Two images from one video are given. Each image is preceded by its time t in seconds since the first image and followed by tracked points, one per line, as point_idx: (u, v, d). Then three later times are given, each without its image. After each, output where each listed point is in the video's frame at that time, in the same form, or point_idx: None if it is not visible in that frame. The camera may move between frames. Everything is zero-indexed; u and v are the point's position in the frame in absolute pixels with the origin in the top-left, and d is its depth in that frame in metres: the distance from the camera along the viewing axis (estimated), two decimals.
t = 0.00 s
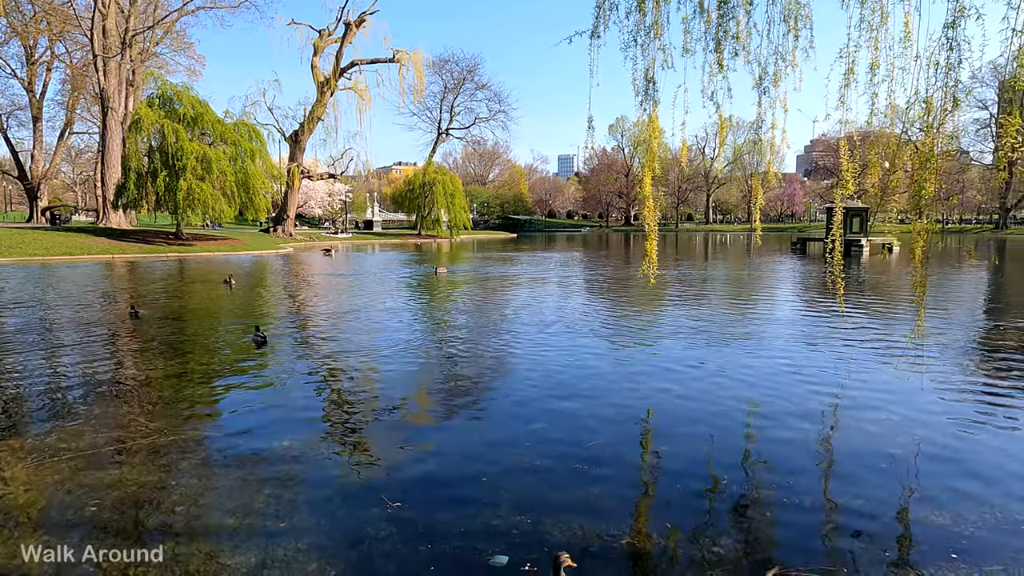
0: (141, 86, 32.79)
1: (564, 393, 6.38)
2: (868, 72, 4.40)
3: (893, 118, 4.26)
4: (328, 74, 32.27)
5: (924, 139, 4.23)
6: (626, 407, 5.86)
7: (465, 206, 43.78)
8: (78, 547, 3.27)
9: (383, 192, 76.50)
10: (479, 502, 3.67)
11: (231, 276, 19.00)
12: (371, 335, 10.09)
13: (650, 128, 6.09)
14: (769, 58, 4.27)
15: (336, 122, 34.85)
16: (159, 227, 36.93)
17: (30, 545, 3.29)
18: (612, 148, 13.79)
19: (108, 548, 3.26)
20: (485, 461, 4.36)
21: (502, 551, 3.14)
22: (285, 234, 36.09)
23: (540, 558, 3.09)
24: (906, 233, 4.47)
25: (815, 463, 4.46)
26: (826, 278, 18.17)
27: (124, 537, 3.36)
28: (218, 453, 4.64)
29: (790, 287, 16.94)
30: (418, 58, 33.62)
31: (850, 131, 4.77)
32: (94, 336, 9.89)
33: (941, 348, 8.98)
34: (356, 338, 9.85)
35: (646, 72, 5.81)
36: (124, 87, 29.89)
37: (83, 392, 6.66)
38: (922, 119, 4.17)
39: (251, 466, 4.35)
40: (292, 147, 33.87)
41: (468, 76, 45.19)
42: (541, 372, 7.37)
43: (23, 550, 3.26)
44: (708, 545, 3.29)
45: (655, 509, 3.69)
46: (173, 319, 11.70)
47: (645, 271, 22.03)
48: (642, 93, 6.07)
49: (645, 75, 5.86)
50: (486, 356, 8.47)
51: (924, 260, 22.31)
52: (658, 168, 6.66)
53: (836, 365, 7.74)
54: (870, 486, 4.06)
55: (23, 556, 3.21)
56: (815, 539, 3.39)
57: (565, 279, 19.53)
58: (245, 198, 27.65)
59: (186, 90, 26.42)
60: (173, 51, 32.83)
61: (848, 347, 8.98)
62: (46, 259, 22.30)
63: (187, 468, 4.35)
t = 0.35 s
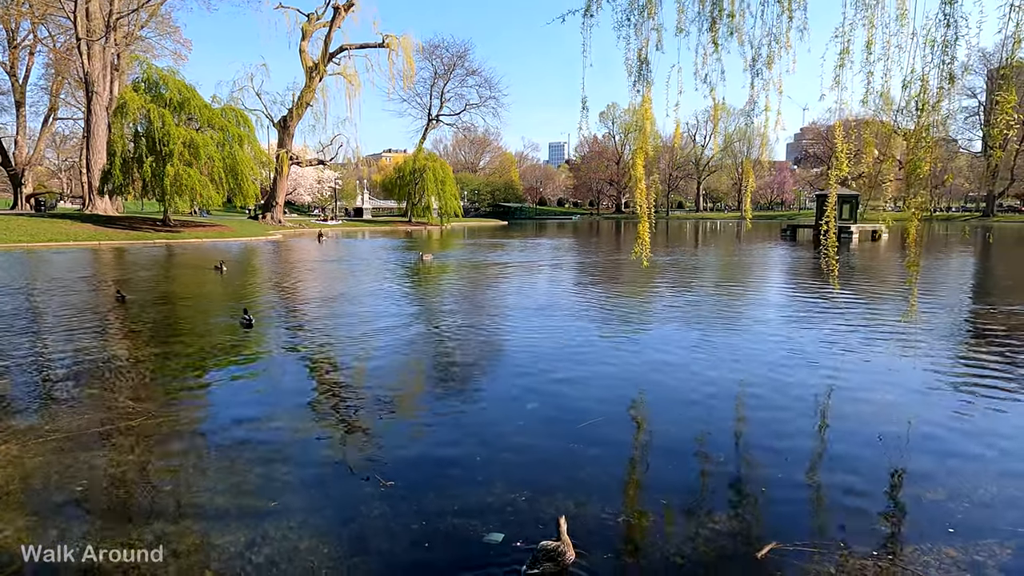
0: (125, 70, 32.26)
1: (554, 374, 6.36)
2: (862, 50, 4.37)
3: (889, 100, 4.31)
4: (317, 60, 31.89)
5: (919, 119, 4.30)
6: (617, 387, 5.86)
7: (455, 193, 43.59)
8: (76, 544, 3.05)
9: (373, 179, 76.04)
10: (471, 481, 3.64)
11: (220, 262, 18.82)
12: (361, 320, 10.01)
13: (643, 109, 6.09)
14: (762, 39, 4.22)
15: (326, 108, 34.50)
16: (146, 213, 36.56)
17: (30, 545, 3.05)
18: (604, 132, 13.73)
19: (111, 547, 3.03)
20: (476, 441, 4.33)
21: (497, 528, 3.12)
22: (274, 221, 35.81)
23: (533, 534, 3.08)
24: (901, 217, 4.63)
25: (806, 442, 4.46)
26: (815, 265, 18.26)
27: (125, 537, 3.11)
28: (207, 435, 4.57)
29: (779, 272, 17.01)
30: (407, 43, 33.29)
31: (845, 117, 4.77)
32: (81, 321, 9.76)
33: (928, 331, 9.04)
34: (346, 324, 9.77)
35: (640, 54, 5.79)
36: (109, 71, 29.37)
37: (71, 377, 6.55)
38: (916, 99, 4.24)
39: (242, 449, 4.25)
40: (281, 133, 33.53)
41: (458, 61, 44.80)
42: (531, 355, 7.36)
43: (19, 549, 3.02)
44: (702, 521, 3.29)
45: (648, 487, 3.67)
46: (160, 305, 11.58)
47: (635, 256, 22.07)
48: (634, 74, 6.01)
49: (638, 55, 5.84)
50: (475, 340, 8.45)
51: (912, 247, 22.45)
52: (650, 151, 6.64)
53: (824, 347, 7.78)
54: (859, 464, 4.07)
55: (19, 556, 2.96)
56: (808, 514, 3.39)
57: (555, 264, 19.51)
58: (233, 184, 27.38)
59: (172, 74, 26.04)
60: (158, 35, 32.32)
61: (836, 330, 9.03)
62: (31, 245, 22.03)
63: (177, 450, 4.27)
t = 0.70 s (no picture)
0: (119, 55, 31.92)
1: (552, 357, 6.35)
2: (863, 31, 4.36)
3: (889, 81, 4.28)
4: (313, 44, 31.60)
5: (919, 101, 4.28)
6: (614, 370, 5.85)
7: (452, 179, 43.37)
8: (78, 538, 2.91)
9: (370, 166, 75.68)
10: (469, 461, 3.64)
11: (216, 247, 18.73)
12: (358, 306, 9.98)
13: (641, 92, 6.11)
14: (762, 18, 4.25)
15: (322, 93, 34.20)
16: (142, 199, 36.35)
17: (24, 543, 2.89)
18: (602, 117, 13.65)
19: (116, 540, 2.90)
20: (474, 422, 4.33)
21: (495, 507, 3.12)
22: (270, 207, 35.64)
23: (532, 512, 3.09)
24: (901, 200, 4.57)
25: (802, 423, 4.47)
26: (812, 251, 18.23)
27: (128, 528, 2.99)
28: (204, 417, 4.53)
29: (775, 258, 17.00)
30: (404, 28, 33.01)
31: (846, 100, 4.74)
32: (77, 307, 9.70)
33: (924, 315, 9.06)
34: (343, 309, 9.74)
35: (640, 36, 5.81)
36: (102, 55, 29.02)
37: (67, 361, 6.50)
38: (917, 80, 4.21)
39: (240, 433, 4.17)
40: (277, 119, 33.28)
41: (455, 47, 44.40)
42: (528, 339, 7.35)
43: (17, 547, 2.86)
44: (699, 500, 3.30)
45: (644, 467, 3.68)
46: (156, 290, 11.52)
47: (632, 242, 22.04)
48: (633, 56, 5.97)
49: (638, 36, 5.84)
50: (472, 324, 8.44)
51: (910, 233, 22.41)
52: (650, 134, 6.63)
53: (820, 331, 7.78)
54: (855, 445, 4.09)
55: (17, 555, 2.80)
56: (802, 492, 3.42)
57: (551, 250, 19.47)
58: (229, 170, 27.22)
59: (166, 58, 25.78)
60: (152, 19, 31.97)
61: (832, 315, 9.04)
62: (26, 230, 21.91)
63: (175, 433, 4.22)
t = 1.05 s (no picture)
0: (129, 45, 31.95)
1: (561, 346, 6.36)
2: (878, 17, 4.33)
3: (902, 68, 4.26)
4: (321, 34, 31.54)
5: (933, 89, 4.25)
6: (623, 359, 5.85)
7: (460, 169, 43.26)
8: (88, 531, 2.87)
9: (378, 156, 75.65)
10: (479, 448, 3.66)
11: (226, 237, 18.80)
12: (367, 295, 10.00)
13: (652, 81, 6.10)
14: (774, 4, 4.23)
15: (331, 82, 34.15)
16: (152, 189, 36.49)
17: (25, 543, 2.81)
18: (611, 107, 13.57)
19: (127, 532, 2.85)
20: (484, 409, 4.35)
21: (505, 493, 3.14)
22: (279, 197, 35.72)
23: (541, 498, 3.10)
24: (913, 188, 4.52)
25: (812, 412, 4.47)
26: (823, 242, 18.10)
27: (140, 519, 2.95)
28: (215, 405, 4.55)
29: (785, 249, 16.89)
30: (412, 17, 32.86)
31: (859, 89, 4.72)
32: (88, 295, 9.78)
33: (935, 306, 8.99)
34: (351, 298, 9.77)
35: (651, 24, 5.79)
36: (112, 45, 29.04)
37: (79, 349, 6.55)
38: (931, 67, 4.19)
39: (249, 422, 4.17)
40: (285, 109, 33.30)
41: (463, 36, 44.17)
42: (537, 328, 7.36)
43: (19, 547, 2.77)
44: (709, 486, 3.31)
45: (652, 454, 3.69)
46: (166, 279, 11.60)
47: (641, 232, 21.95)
48: (644, 44, 5.93)
49: (649, 24, 5.81)
50: (480, 314, 8.45)
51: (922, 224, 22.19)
52: (660, 123, 6.61)
53: (830, 322, 7.74)
54: (865, 434, 4.08)
55: (19, 555, 2.72)
56: (813, 479, 3.41)
57: (559, 240, 19.44)
58: (239, 160, 27.27)
59: (175, 48, 25.79)
60: (162, 9, 32.00)
61: (843, 305, 8.99)
62: (38, 220, 22.07)
63: (185, 421, 4.22)
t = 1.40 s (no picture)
0: (156, 45, 32.43)
1: (581, 344, 6.34)
2: (913, 11, 4.23)
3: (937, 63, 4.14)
4: (344, 33, 31.75)
5: (968, 85, 4.13)
6: (648, 357, 5.82)
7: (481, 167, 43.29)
8: (100, 527, 2.89)
9: (399, 154, 76.01)
10: (504, 444, 3.65)
11: (250, 234, 19.04)
12: (387, 293, 10.06)
13: (677, 77, 6.03)
14: None
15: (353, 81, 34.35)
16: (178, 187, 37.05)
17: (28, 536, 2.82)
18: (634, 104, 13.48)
19: (141, 527, 2.88)
20: (509, 406, 4.35)
21: (533, 489, 3.13)
22: (302, 195, 36.05)
23: (568, 494, 3.10)
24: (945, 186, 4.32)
25: (842, 412, 4.40)
26: (848, 241, 17.84)
27: (155, 515, 2.97)
28: (240, 400, 4.59)
29: (810, 247, 16.68)
30: (434, 15, 32.95)
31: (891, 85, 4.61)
32: (116, 291, 9.97)
33: (967, 306, 8.80)
34: (374, 295, 9.81)
35: (676, 22, 5.73)
36: (140, 45, 29.47)
37: (108, 344, 6.69)
38: (967, 63, 4.08)
39: (270, 417, 4.21)
40: (309, 108, 33.60)
41: (485, 34, 44.16)
42: (558, 326, 7.34)
43: (20, 546, 2.76)
44: (737, 486, 3.27)
45: (678, 453, 3.66)
46: (189, 274, 11.79)
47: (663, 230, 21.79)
48: (669, 40, 5.88)
49: (675, 20, 5.75)
50: (501, 312, 8.46)
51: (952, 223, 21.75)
52: (685, 121, 6.55)
53: (858, 321, 7.63)
54: (897, 434, 4.02)
55: (17, 555, 2.70)
56: (843, 480, 3.36)
57: (580, 239, 19.37)
58: (263, 158, 27.56)
59: (202, 48, 26.13)
60: (188, 10, 32.43)
61: (870, 305, 8.85)
62: (68, 217, 22.52)
63: (209, 416, 4.26)
